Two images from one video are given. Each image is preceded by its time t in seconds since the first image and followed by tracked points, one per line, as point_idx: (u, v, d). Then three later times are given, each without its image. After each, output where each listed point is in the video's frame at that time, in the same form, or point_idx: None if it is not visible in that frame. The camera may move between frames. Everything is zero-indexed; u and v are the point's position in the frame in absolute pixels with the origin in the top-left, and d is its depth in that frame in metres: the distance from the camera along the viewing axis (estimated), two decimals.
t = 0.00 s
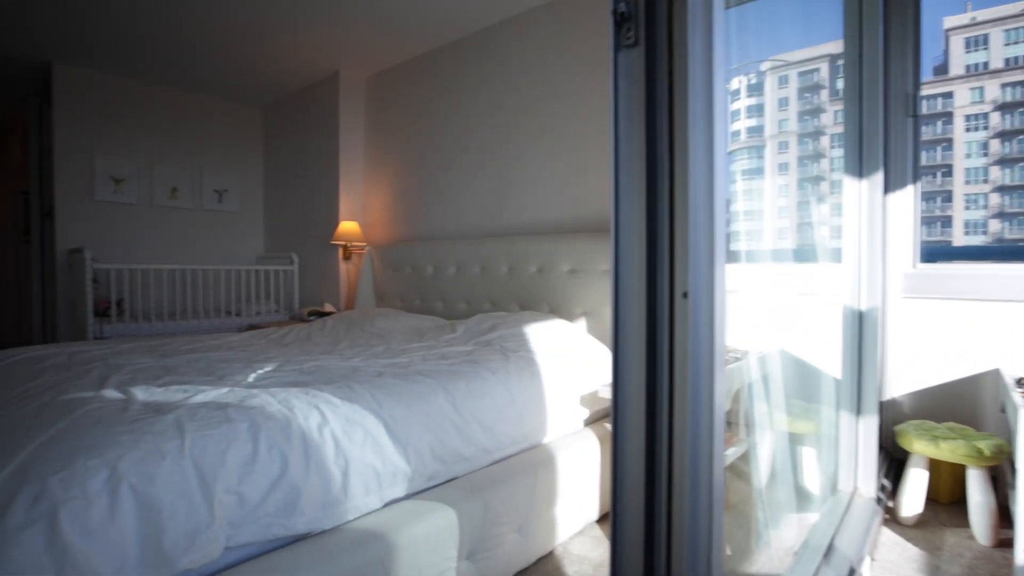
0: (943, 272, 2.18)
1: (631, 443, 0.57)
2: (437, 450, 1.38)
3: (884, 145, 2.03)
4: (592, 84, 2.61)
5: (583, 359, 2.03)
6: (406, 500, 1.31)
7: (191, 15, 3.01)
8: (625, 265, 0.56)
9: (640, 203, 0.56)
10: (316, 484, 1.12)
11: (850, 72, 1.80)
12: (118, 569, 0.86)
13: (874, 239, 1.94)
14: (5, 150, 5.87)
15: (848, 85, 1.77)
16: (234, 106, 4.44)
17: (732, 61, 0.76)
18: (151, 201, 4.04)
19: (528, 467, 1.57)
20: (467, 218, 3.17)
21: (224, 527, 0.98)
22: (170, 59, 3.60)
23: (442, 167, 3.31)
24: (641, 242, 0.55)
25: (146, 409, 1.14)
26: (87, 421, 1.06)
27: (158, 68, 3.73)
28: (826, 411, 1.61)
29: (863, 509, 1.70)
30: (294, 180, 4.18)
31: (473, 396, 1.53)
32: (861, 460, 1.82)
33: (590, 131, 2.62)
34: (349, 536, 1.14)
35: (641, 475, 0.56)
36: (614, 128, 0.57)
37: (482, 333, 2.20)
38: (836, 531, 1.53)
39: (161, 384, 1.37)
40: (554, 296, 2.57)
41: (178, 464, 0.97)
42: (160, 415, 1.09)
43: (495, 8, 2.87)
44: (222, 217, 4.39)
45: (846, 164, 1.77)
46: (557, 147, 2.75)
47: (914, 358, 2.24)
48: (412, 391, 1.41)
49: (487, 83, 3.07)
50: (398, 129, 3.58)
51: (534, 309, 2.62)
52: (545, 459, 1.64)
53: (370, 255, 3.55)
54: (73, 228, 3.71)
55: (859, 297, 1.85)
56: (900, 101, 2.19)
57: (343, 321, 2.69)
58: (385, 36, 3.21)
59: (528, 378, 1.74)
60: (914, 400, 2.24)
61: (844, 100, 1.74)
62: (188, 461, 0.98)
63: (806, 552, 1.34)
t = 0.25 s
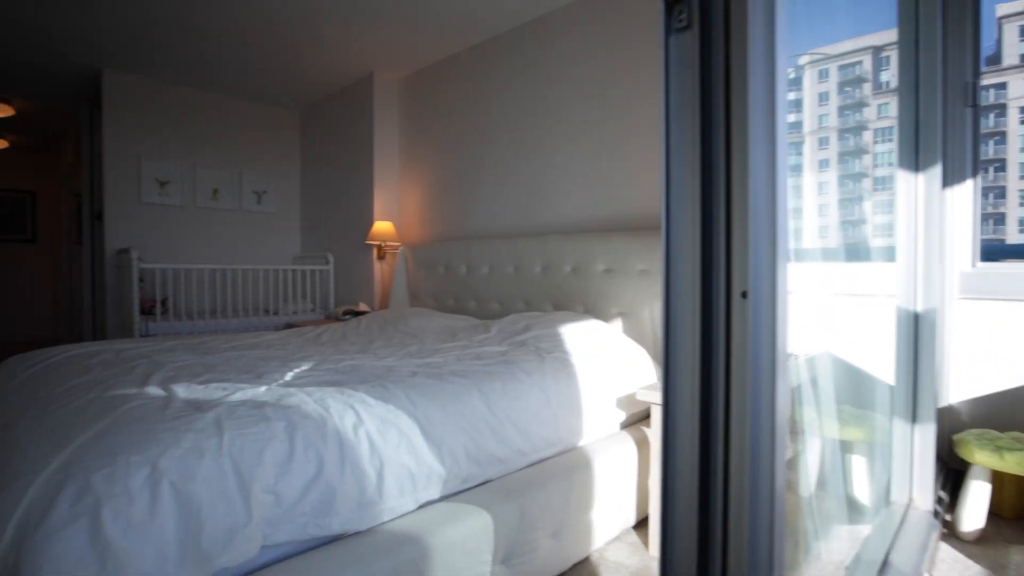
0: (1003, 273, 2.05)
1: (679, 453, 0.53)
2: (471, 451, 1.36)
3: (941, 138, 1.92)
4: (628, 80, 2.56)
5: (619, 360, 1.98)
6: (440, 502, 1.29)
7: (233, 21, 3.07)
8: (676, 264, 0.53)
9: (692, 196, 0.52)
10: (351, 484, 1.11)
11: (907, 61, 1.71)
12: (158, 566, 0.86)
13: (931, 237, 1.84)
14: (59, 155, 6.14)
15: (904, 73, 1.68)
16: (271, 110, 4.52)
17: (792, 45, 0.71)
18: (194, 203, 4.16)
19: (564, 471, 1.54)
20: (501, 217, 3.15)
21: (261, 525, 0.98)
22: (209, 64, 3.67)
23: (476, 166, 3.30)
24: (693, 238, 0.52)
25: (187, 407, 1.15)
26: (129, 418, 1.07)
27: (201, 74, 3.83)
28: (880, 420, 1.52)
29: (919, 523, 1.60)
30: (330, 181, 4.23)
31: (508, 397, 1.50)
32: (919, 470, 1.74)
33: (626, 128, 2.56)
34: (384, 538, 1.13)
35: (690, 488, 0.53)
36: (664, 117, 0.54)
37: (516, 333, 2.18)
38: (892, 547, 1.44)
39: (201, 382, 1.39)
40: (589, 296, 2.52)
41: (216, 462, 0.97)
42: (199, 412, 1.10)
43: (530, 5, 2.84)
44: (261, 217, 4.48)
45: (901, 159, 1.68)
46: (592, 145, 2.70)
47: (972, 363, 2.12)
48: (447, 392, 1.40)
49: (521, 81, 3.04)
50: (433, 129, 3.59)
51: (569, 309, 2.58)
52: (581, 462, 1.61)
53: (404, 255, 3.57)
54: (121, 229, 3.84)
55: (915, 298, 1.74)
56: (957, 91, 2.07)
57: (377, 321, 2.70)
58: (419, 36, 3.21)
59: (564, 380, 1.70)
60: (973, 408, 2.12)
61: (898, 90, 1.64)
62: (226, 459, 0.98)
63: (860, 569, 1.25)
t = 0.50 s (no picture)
0: None
1: (733, 460, 0.50)
2: (504, 454, 1.33)
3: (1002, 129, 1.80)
4: (662, 75, 2.49)
5: (654, 363, 1.92)
6: (472, 506, 1.27)
7: (269, 25, 3.12)
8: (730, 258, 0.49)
9: (748, 184, 0.48)
10: (383, 486, 1.09)
11: (964, 48, 1.61)
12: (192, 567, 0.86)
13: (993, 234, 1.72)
14: (104, 159, 6.36)
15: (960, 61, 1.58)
16: (304, 112, 4.58)
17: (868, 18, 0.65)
18: (231, 204, 4.24)
19: (599, 476, 1.50)
20: (532, 217, 3.12)
21: (293, 526, 0.97)
22: (243, 67, 3.73)
23: (507, 165, 3.28)
24: (749, 230, 0.48)
25: (221, 407, 1.15)
26: (166, 417, 1.08)
27: (238, 78, 3.91)
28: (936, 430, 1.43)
29: (977, 539, 1.51)
30: (362, 182, 4.27)
31: (541, 400, 1.47)
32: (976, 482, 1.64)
33: (661, 124, 2.50)
34: (415, 542, 1.11)
35: (746, 498, 0.49)
36: (715, 102, 0.50)
37: (548, 334, 2.14)
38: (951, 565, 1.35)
39: (236, 381, 1.40)
40: (622, 296, 2.47)
41: (250, 462, 0.96)
42: (234, 412, 1.10)
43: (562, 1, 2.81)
44: (295, 218, 4.56)
45: (957, 152, 1.58)
46: (625, 142, 2.64)
47: None
48: (479, 393, 1.38)
49: (553, 78, 3.00)
50: (464, 129, 3.58)
51: (601, 310, 2.53)
52: (615, 467, 1.56)
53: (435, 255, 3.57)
54: (161, 230, 3.94)
55: (973, 299, 1.64)
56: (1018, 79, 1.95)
57: (408, 320, 2.70)
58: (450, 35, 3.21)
59: (598, 383, 1.67)
60: None
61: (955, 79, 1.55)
62: (259, 459, 0.98)
63: None
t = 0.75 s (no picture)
0: None
1: (790, 484, 0.45)
2: (534, 458, 1.30)
3: None
4: (695, 69, 2.42)
5: (688, 365, 1.86)
6: (502, 511, 1.24)
7: (298, 28, 3.15)
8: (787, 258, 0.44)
9: (807, 176, 0.43)
10: (411, 490, 1.07)
11: None
12: (220, 568, 0.85)
13: None
14: (143, 162, 6.55)
15: None
16: (333, 113, 4.63)
17: None
18: (262, 205, 4.31)
19: (631, 481, 1.46)
20: (561, 216, 3.08)
21: (321, 529, 0.96)
22: (273, 70, 3.78)
23: (535, 163, 3.24)
24: (809, 226, 0.43)
25: (251, 407, 1.15)
26: (197, 417, 1.08)
27: (268, 80, 3.96)
28: None
29: None
30: (390, 183, 4.29)
31: (572, 403, 1.44)
32: None
33: (694, 120, 2.43)
34: (444, 547, 1.09)
35: (805, 528, 0.44)
36: (770, 88, 0.46)
37: (577, 335, 2.10)
38: None
39: (266, 381, 1.40)
40: (653, 297, 2.41)
41: (278, 464, 0.95)
42: (263, 413, 1.10)
43: None
44: (325, 218, 4.61)
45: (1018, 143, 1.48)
46: (657, 138, 2.58)
47: None
48: (509, 395, 1.35)
49: (581, 75, 2.96)
50: (492, 128, 3.56)
51: (632, 311, 2.47)
52: (647, 473, 1.52)
53: (462, 255, 3.56)
54: (196, 232, 4.03)
55: None
56: None
57: (436, 321, 2.69)
58: (477, 34, 3.18)
59: (630, 386, 1.62)
60: None
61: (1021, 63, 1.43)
62: (288, 460, 0.97)
63: None
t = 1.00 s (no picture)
0: None
1: (851, 508, 0.39)
2: (562, 463, 1.27)
3: None
4: (725, 62, 2.35)
5: (720, 368, 1.80)
6: (528, 517, 1.21)
7: (322, 30, 3.16)
8: (848, 249, 0.39)
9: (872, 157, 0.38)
10: (437, 494, 1.05)
11: None
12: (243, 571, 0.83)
13: None
14: (176, 165, 6.71)
15: None
16: (359, 114, 4.66)
17: None
18: (290, 206, 4.36)
19: (662, 487, 1.41)
20: (587, 215, 3.03)
21: (345, 533, 0.94)
22: (299, 72, 3.81)
23: (561, 162, 3.20)
24: (876, 213, 0.38)
25: (276, 407, 1.14)
26: (222, 418, 1.07)
27: (295, 82, 3.99)
28: None
29: None
30: (416, 183, 4.30)
31: (600, 406, 1.40)
32: None
33: (724, 115, 2.36)
34: (470, 553, 1.06)
35: (868, 555, 0.38)
36: (828, 42, 0.40)
37: (605, 336, 2.06)
38: None
39: (291, 381, 1.39)
40: (682, 297, 2.35)
41: (302, 467, 0.94)
42: (288, 414, 1.09)
43: None
44: (351, 219, 4.64)
45: None
46: (686, 135, 2.52)
47: None
48: (536, 398, 1.32)
49: (608, 71, 2.91)
50: (517, 126, 3.53)
51: (661, 312, 2.42)
52: (678, 479, 1.47)
53: (487, 255, 3.54)
54: (226, 233, 4.10)
55: None
56: None
57: (461, 321, 2.68)
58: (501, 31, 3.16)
59: (660, 389, 1.57)
60: None
61: None
62: (313, 462, 0.95)
63: None
